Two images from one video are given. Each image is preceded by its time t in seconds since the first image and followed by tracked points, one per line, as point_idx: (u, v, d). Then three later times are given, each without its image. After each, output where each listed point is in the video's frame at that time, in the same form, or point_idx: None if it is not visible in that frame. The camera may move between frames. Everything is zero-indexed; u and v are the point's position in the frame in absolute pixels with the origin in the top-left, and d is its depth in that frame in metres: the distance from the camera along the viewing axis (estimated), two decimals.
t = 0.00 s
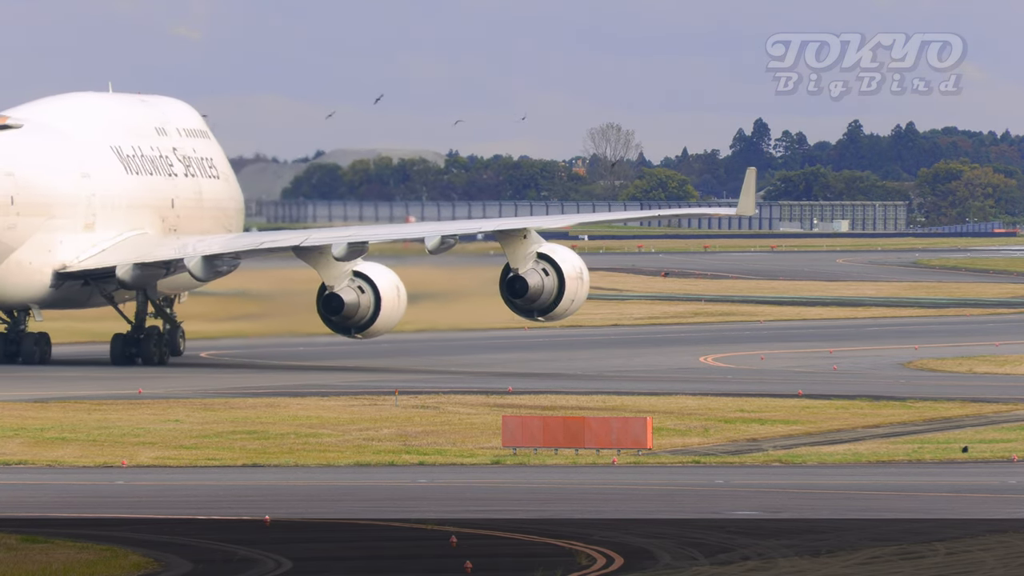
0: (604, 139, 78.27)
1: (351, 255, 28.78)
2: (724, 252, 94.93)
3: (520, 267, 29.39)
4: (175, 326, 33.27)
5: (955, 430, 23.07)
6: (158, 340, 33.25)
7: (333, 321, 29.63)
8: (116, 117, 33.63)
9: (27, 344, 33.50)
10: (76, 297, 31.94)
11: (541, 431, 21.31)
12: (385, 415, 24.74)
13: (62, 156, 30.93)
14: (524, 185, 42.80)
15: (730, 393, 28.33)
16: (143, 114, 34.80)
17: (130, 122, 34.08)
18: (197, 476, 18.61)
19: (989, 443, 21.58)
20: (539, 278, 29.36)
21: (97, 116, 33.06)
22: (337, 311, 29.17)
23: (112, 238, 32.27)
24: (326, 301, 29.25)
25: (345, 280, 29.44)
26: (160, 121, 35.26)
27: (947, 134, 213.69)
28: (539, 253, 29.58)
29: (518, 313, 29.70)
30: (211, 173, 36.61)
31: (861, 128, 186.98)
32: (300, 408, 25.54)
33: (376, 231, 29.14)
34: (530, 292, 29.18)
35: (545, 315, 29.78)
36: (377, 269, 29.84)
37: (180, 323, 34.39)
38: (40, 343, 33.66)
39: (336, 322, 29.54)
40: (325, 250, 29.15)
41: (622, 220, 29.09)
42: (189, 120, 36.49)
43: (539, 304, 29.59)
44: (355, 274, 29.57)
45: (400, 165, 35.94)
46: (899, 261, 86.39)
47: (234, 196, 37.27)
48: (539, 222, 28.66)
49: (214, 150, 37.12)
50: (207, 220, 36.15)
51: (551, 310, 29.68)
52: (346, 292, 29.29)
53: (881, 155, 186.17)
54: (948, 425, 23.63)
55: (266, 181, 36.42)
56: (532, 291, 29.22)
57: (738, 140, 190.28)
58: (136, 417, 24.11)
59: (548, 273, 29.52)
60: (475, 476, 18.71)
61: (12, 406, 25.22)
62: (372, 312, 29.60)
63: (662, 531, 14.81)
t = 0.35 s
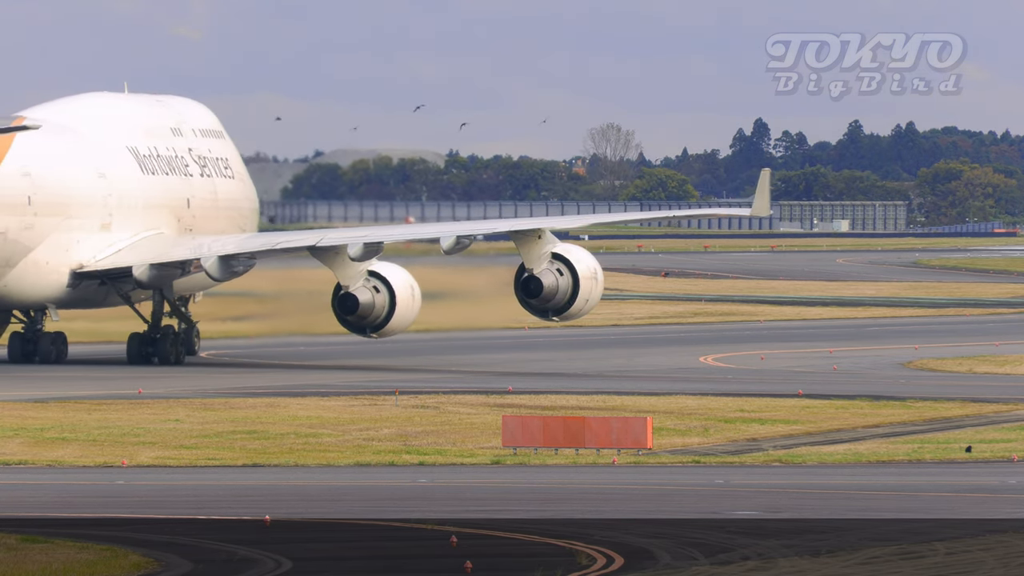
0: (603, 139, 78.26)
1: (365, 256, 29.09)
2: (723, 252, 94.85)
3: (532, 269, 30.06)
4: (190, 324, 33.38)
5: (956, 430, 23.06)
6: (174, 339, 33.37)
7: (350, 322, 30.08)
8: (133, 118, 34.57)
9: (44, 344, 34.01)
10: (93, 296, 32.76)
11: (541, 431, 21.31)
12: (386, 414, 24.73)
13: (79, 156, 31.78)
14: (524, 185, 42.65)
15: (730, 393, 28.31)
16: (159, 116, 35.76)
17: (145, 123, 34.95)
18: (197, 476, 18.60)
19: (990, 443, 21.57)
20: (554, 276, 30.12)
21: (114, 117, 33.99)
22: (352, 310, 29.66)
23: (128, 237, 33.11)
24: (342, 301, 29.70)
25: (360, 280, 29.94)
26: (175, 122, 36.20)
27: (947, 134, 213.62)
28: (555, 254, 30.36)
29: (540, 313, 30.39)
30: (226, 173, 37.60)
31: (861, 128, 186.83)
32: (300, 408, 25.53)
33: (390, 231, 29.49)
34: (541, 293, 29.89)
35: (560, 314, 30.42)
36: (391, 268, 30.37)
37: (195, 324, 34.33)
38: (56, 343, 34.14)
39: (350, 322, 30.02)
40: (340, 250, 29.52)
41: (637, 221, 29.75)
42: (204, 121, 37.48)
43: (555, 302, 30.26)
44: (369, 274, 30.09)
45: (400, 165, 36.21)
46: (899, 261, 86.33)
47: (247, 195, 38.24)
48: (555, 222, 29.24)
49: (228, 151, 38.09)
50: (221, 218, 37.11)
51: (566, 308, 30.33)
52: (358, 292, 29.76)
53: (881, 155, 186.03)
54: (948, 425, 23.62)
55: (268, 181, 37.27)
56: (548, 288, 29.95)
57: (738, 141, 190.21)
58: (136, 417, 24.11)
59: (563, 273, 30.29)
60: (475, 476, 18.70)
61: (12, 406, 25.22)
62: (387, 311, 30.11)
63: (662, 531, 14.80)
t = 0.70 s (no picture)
0: (604, 139, 78.24)
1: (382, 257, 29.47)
2: (723, 252, 94.86)
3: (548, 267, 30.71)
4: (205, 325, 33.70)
5: (956, 430, 23.08)
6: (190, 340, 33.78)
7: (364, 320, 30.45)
8: (148, 119, 34.82)
9: (61, 344, 34.18)
10: (109, 296, 33.01)
11: (541, 431, 21.30)
12: (386, 415, 24.74)
13: (95, 156, 32.07)
14: (524, 185, 42.36)
15: (730, 393, 28.32)
16: (174, 116, 36.01)
17: (161, 124, 35.24)
18: (197, 476, 18.61)
19: (990, 443, 21.59)
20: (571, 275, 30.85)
21: (129, 117, 34.25)
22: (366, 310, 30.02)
23: (143, 237, 33.41)
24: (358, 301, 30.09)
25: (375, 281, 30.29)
26: (190, 122, 36.45)
27: (947, 134, 213.69)
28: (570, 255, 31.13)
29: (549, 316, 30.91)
30: (240, 173, 37.77)
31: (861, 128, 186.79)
32: (300, 408, 25.54)
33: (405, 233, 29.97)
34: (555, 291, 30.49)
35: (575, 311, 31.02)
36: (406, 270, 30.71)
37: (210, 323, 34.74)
38: (73, 342, 34.27)
39: (366, 322, 30.41)
40: (355, 250, 29.95)
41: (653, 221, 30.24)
42: (220, 122, 37.70)
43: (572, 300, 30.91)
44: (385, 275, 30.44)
45: (399, 165, 36.51)
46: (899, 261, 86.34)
47: (263, 196, 38.40)
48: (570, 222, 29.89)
49: (244, 151, 38.28)
50: (236, 219, 37.27)
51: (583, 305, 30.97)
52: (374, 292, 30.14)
53: (882, 155, 186.05)
54: (949, 425, 23.63)
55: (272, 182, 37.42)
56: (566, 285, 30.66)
57: (738, 140, 190.26)
58: (136, 417, 24.11)
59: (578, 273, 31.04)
60: (475, 476, 18.71)
61: (12, 406, 25.23)
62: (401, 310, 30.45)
63: (662, 531, 14.81)
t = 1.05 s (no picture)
0: (603, 139, 78.15)
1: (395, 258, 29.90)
2: (723, 252, 94.79)
3: (563, 267, 31.26)
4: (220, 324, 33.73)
5: (956, 430, 23.06)
6: (205, 339, 33.92)
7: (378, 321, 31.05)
8: (163, 120, 35.24)
9: (77, 343, 34.32)
10: (126, 295, 33.41)
11: (541, 431, 21.31)
12: (386, 415, 24.74)
13: (111, 157, 32.54)
14: (525, 184, 41.70)
15: (730, 393, 28.31)
16: (190, 117, 36.43)
17: (176, 124, 35.66)
18: (197, 476, 18.60)
19: (990, 443, 21.57)
20: (581, 279, 31.34)
21: (145, 118, 34.69)
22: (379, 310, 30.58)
23: (158, 237, 33.84)
24: (371, 301, 30.65)
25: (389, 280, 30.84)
26: (206, 123, 36.85)
27: (946, 134, 213.74)
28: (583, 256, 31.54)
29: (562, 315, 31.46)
30: (255, 174, 38.20)
31: (861, 128, 186.69)
32: (300, 408, 25.54)
33: (420, 232, 30.40)
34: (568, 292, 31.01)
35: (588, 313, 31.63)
36: (421, 270, 31.19)
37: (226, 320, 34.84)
38: (88, 342, 34.30)
39: (380, 322, 30.98)
40: (370, 250, 30.45)
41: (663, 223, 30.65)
42: (234, 122, 38.12)
43: (581, 303, 31.50)
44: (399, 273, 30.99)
45: (400, 165, 36.65)
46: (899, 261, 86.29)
47: (276, 196, 38.78)
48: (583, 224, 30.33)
49: (257, 151, 38.68)
50: (249, 219, 37.73)
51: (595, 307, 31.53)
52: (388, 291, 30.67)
53: (882, 155, 186.00)
54: (949, 426, 23.62)
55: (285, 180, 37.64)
56: (575, 290, 31.19)
57: (738, 141, 190.24)
58: (136, 417, 24.11)
59: (591, 274, 31.51)
60: (475, 476, 18.70)
61: (12, 406, 25.23)
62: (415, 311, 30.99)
63: (662, 531, 14.80)
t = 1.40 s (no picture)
0: (603, 139, 78.09)
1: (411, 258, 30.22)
2: (723, 252, 94.77)
3: (580, 268, 31.64)
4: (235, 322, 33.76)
5: (956, 430, 23.06)
6: (221, 338, 33.87)
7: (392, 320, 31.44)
8: (177, 120, 35.21)
9: (93, 342, 34.39)
10: (142, 295, 33.54)
11: (541, 430, 21.31)
12: (385, 415, 24.74)
13: (128, 157, 32.48)
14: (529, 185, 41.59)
15: (730, 393, 28.31)
16: (203, 117, 36.37)
17: (190, 124, 35.62)
18: (197, 476, 18.60)
19: (990, 443, 21.58)
20: (596, 278, 31.66)
21: (159, 118, 34.66)
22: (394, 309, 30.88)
23: (174, 237, 33.87)
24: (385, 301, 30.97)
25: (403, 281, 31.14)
26: (218, 123, 36.80)
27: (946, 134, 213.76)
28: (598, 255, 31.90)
29: (574, 312, 31.95)
30: (268, 174, 38.08)
31: (861, 128, 186.66)
32: (300, 408, 25.54)
33: (435, 233, 30.69)
34: (582, 292, 31.38)
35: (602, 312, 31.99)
36: (436, 271, 31.49)
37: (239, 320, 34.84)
38: (105, 341, 34.42)
39: (393, 322, 31.31)
40: (385, 250, 30.76)
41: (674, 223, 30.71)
42: (246, 123, 38.06)
43: (596, 302, 31.85)
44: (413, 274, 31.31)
45: (400, 165, 37.19)
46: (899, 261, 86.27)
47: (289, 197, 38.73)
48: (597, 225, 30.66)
49: (269, 151, 38.59)
50: (263, 220, 37.57)
51: (609, 307, 31.90)
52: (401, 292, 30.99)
53: (882, 155, 185.99)
54: (948, 425, 23.62)
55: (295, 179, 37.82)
56: (591, 290, 31.53)
57: (738, 141, 190.28)
58: (136, 417, 24.11)
59: (605, 274, 31.84)
60: (475, 476, 18.70)
61: (12, 406, 25.23)
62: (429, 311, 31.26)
63: (661, 531, 14.81)
